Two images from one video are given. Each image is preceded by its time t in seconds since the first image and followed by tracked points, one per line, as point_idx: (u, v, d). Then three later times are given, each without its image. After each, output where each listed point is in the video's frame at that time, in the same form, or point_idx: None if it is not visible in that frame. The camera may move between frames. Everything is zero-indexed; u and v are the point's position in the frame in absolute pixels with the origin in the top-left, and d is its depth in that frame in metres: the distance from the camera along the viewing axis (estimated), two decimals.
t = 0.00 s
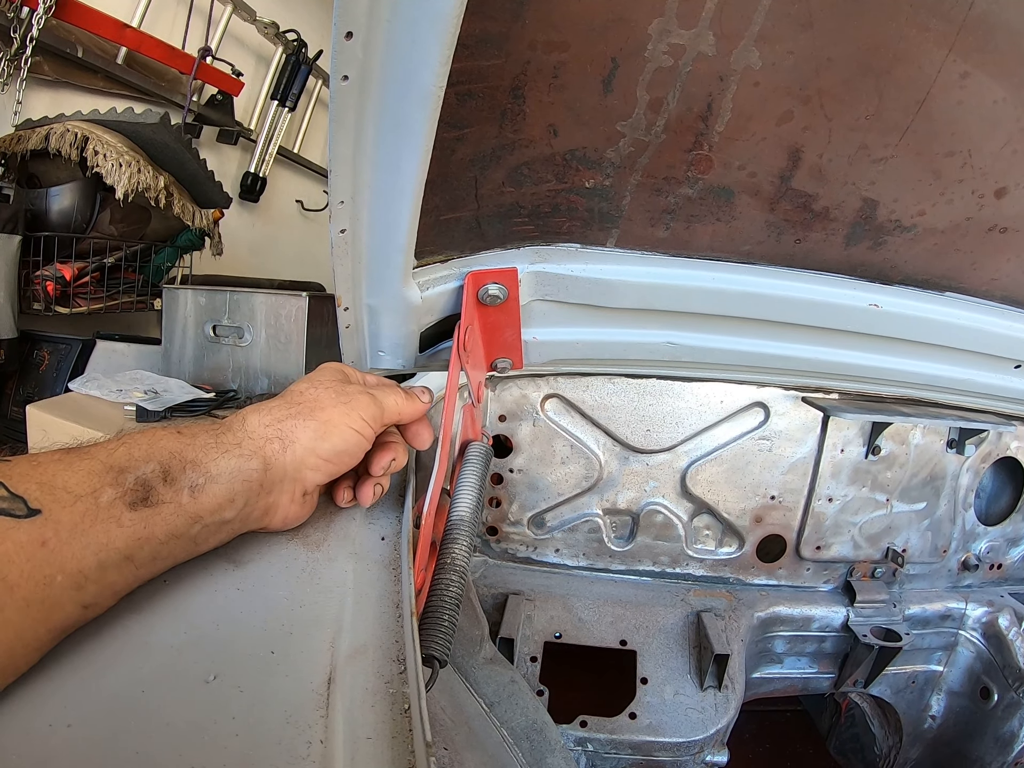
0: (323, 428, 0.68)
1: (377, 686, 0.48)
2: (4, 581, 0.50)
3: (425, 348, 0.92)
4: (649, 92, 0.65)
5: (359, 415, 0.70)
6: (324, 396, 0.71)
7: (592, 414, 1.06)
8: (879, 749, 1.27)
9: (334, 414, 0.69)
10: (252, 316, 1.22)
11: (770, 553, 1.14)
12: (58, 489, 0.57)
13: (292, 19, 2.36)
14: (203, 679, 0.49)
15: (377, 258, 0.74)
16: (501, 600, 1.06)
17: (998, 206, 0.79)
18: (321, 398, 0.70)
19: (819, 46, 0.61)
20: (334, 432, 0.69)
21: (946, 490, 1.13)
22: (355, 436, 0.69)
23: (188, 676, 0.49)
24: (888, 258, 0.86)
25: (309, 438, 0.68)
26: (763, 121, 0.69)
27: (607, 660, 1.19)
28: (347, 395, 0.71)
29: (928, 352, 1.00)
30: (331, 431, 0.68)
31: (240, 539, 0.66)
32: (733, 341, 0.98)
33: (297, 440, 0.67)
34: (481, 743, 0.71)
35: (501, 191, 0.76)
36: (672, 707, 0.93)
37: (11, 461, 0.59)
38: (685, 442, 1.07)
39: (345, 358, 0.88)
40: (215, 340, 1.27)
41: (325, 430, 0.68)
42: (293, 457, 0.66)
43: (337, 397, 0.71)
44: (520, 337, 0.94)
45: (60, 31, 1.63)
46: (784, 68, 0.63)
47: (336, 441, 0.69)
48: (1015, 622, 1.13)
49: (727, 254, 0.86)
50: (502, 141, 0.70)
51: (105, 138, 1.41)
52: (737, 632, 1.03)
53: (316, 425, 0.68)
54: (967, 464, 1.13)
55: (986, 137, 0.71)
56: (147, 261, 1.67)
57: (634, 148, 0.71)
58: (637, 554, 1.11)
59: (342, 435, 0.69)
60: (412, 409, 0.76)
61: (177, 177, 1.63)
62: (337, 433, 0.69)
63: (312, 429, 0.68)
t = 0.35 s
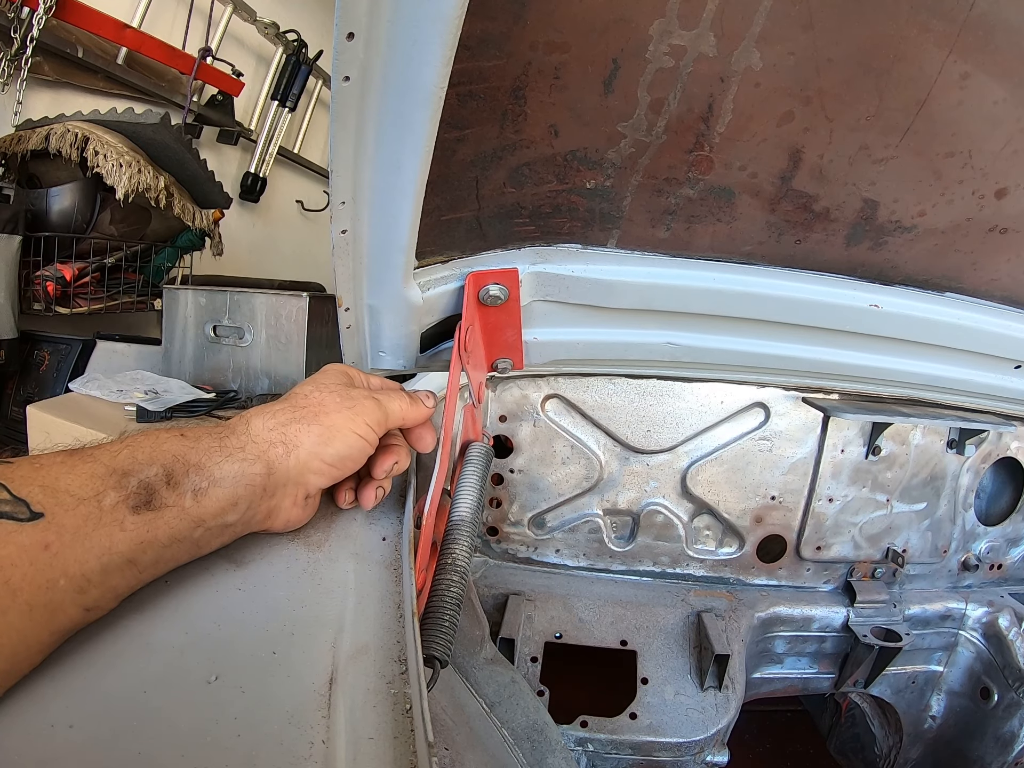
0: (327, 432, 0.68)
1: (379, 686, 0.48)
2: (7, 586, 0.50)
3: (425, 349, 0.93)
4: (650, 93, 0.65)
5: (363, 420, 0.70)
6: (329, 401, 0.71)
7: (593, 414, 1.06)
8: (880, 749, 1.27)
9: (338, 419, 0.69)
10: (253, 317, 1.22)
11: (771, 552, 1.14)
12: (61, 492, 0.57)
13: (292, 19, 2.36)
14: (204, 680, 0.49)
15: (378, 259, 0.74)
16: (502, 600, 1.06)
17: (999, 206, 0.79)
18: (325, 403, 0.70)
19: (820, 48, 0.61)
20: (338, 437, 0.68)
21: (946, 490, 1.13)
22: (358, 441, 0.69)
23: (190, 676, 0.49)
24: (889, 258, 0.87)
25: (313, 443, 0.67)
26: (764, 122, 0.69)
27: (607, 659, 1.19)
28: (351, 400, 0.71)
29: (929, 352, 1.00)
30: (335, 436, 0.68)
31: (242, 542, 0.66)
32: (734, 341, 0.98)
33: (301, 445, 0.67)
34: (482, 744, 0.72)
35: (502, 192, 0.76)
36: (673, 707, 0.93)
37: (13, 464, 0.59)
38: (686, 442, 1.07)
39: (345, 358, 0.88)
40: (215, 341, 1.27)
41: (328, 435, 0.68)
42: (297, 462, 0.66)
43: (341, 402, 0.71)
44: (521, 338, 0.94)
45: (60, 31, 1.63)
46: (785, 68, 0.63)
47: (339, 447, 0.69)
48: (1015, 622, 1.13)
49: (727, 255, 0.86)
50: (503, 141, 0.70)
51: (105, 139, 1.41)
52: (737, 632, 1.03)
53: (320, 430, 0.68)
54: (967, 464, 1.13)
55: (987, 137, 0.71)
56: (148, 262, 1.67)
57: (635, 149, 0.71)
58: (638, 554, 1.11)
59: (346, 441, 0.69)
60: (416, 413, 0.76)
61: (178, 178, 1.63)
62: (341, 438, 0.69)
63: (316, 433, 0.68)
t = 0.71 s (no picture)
0: (328, 434, 0.68)
1: (378, 686, 0.48)
2: (8, 588, 0.50)
3: (425, 349, 0.93)
4: (650, 94, 0.65)
5: (364, 423, 0.70)
6: (330, 403, 0.71)
7: (592, 415, 1.06)
8: (879, 751, 1.27)
9: (339, 421, 0.69)
10: (252, 317, 1.22)
11: (770, 554, 1.14)
12: (61, 493, 0.57)
13: (292, 19, 2.36)
14: (204, 680, 0.49)
15: (378, 260, 0.74)
16: (501, 601, 1.06)
17: (998, 208, 0.79)
18: (326, 405, 0.70)
19: (820, 50, 0.61)
20: (339, 440, 0.69)
21: (945, 492, 1.13)
22: (359, 444, 0.70)
23: (189, 677, 0.49)
24: (889, 260, 0.87)
25: (314, 445, 0.67)
26: (764, 124, 0.69)
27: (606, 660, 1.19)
28: (353, 402, 0.71)
29: (929, 354, 1.00)
30: (336, 439, 0.69)
31: (242, 543, 0.66)
32: (734, 343, 0.98)
33: (302, 447, 0.67)
34: (481, 744, 0.72)
35: (503, 193, 0.76)
36: (672, 708, 0.93)
37: (14, 465, 0.59)
38: (685, 443, 1.07)
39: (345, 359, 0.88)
40: (215, 341, 1.27)
41: (330, 438, 0.68)
42: (298, 463, 0.66)
43: (343, 404, 0.71)
44: (521, 339, 0.94)
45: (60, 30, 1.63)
46: (785, 71, 0.63)
47: (341, 450, 0.69)
48: (1014, 623, 1.13)
49: (727, 256, 0.87)
50: (503, 143, 0.70)
51: (105, 138, 1.41)
52: (736, 633, 1.03)
53: (322, 432, 0.68)
54: (966, 465, 1.13)
55: (986, 139, 0.71)
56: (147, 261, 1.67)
57: (636, 150, 0.71)
58: (637, 555, 1.11)
59: (347, 444, 0.69)
60: (417, 416, 0.76)
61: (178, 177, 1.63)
62: (342, 441, 0.69)
63: (317, 436, 0.68)
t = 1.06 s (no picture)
0: (326, 435, 0.68)
1: (375, 687, 0.48)
2: (4, 588, 0.50)
3: (424, 349, 0.92)
4: (649, 94, 0.65)
5: (363, 424, 0.70)
6: (329, 403, 0.71)
7: (591, 415, 1.06)
8: (878, 752, 1.26)
9: (338, 422, 0.69)
10: (252, 317, 1.22)
11: (768, 555, 1.14)
12: (58, 493, 0.57)
13: (293, 19, 2.36)
14: (200, 679, 0.49)
15: (376, 260, 0.74)
16: (499, 601, 1.05)
17: (998, 209, 0.79)
18: (325, 406, 0.70)
19: (820, 50, 0.61)
20: (338, 441, 0.68)
21: (944, 493, 1.13)
22: (358, 445, 0.69)
23: (185, 677, 0.49)
24: (888, 261, 0.87)
25: (312, 446, 0.67)
26: (764, 125, 0.69)
27: (605, 661, 1.19)
28: (352, 403, 0.71)
29: (928, 355, 1.00)
30: (335, 440, 0.68)
31: (239, 543, 0.66)
32: (733, 344, 0.98)
33: (300, 448, 0.67)
34: (479, 745, 0.72)
35: (502, 193, 0.76)
36: (670, 709, 0.93)
37: (11, 464, 0.59)
38: (685, 443, 1.07)
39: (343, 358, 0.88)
40: (214, 340, 1.27)
41: (329, 439, 0.68)
42: (296, 464, 0.66)
43: (342, 405, 0.71)
44: (520, 339, 0.94)
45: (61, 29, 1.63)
46: (784, 71, 0.63)
47: (339, 451, 0.68)
48: (1013, 624, 1.13)
49: (726, 257, 0.86)
50: (503, 142, 0.70)
51: (105, 137, 1.41)
52: (735, 634, 1.03)
53: (320, 433, 0.68)
54: (966, 466, 1.13)
55: (986, 140, 0.71)
56: (147, 260, 1.66)
57: (635, 150, 0.71)
58: (635, 556, 1.11)
59: (346, 445, 0.69)
60: (416, 418, 0.76)
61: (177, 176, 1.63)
62: (340, 442, 0.69)
63: (316, 436, 0.68)
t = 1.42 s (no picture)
0: (328, 438, 0.68)
1: (375, 686, 0.48)
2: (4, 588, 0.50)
3: (423, 350, 0.93)
4: (650, 96, 0.65)
5: (365, 427, 0.70)
6: (330, 406, 0.71)
7: (590, 416, 1.06)
8: (876, 753, 1.27)
9: (340, 425, 0.69)
10: (251, 317, 1.22)
11: (767, 556, 1.14)
12: (58, 493, 0.57)
13: (293, 19, 2.36)
14: (201, 679, 0.49)
15: (377, 260, 0.74)
16: (498, 602, 1.06)
17: (997, 211, 0.80)
18: (327, 408, 0.70)
19: (819, 53, 0.61)
20: (339, 443, 0.68)
21: (943, 495, 1.14)
22: (359, 448, 0.69)
23: (186, 676, 0.49)
24: (887, 263, 0.87)
25: (313, 448, 0.67)
26: (764, 127, 0.69)
27: (604, 661, 1.19)
28: (354, 406, 0.71)
29: (927, 357, 1.00)
30: (336, 443, 0.68)
31: (240, 544, 0.66)
32: (732, 345, 0.98)
33: (302, 450, 0.67)
34: (478, 745, 0.72)
35: (503, 193, 0.76)
36: (669, 709, 0.93)
37: (11, 464, 0.59)
38: (684, 444, 1.08)
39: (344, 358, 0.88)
40: (213, 340, 1.27)
41: (330, 441, 0.68)
42: (297, 466, 0.66)
43: (344, 408, 0.71)
44: (519, 340, 0.94)
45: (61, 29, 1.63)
46: (784, 73, 0.63)
47: (340, 453, 0.68)
48: (1011, 626, 1.13)
49: (726, 258, 0.87)
50: (503, 143, 0.70)
51: (105, 136, 1.41)
52: (733, 635, 1.03)
53: (321, 435, 0.68)
54: (964, 468, 1.13)
55: (985, 142, 0.71)
56: (147, 260, 1.66)
57: (635, 152, 0.71)
58: (635, 557, 1.12)
59: (347, 447, 0.69)
60: (418, 420, 0.76)
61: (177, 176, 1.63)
62: (342, 445, 0.69)
63: (318, 438, 0.68)
